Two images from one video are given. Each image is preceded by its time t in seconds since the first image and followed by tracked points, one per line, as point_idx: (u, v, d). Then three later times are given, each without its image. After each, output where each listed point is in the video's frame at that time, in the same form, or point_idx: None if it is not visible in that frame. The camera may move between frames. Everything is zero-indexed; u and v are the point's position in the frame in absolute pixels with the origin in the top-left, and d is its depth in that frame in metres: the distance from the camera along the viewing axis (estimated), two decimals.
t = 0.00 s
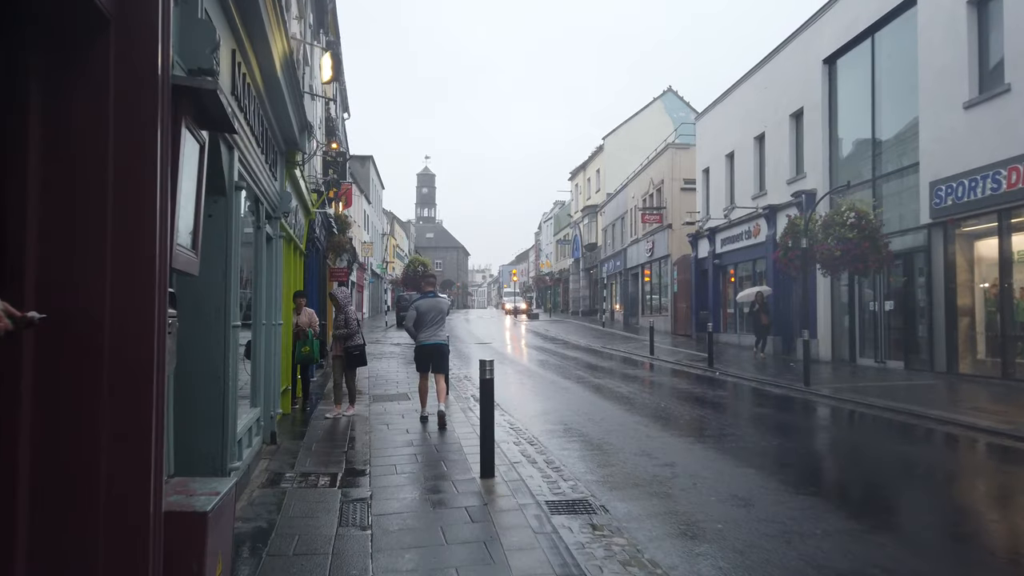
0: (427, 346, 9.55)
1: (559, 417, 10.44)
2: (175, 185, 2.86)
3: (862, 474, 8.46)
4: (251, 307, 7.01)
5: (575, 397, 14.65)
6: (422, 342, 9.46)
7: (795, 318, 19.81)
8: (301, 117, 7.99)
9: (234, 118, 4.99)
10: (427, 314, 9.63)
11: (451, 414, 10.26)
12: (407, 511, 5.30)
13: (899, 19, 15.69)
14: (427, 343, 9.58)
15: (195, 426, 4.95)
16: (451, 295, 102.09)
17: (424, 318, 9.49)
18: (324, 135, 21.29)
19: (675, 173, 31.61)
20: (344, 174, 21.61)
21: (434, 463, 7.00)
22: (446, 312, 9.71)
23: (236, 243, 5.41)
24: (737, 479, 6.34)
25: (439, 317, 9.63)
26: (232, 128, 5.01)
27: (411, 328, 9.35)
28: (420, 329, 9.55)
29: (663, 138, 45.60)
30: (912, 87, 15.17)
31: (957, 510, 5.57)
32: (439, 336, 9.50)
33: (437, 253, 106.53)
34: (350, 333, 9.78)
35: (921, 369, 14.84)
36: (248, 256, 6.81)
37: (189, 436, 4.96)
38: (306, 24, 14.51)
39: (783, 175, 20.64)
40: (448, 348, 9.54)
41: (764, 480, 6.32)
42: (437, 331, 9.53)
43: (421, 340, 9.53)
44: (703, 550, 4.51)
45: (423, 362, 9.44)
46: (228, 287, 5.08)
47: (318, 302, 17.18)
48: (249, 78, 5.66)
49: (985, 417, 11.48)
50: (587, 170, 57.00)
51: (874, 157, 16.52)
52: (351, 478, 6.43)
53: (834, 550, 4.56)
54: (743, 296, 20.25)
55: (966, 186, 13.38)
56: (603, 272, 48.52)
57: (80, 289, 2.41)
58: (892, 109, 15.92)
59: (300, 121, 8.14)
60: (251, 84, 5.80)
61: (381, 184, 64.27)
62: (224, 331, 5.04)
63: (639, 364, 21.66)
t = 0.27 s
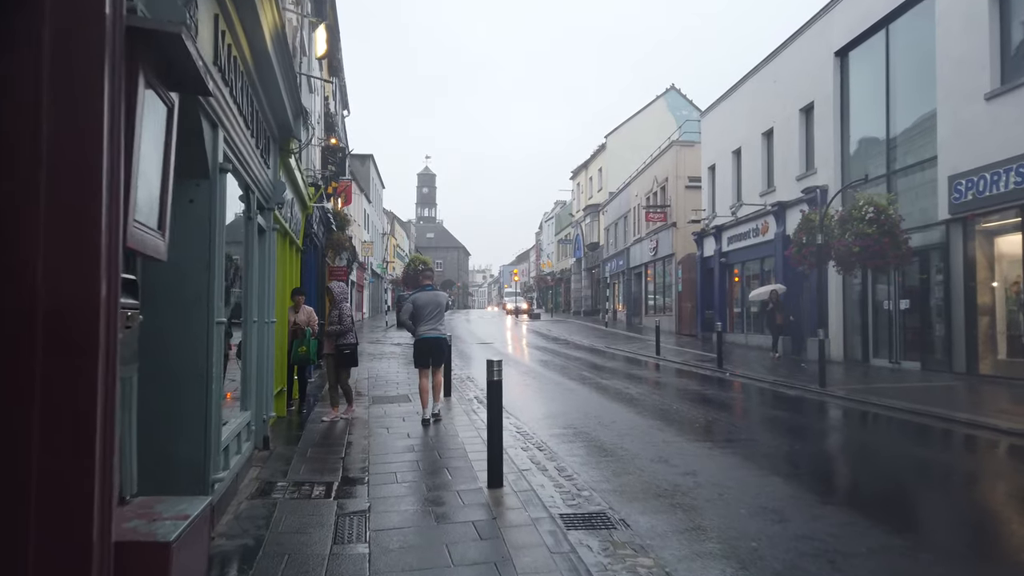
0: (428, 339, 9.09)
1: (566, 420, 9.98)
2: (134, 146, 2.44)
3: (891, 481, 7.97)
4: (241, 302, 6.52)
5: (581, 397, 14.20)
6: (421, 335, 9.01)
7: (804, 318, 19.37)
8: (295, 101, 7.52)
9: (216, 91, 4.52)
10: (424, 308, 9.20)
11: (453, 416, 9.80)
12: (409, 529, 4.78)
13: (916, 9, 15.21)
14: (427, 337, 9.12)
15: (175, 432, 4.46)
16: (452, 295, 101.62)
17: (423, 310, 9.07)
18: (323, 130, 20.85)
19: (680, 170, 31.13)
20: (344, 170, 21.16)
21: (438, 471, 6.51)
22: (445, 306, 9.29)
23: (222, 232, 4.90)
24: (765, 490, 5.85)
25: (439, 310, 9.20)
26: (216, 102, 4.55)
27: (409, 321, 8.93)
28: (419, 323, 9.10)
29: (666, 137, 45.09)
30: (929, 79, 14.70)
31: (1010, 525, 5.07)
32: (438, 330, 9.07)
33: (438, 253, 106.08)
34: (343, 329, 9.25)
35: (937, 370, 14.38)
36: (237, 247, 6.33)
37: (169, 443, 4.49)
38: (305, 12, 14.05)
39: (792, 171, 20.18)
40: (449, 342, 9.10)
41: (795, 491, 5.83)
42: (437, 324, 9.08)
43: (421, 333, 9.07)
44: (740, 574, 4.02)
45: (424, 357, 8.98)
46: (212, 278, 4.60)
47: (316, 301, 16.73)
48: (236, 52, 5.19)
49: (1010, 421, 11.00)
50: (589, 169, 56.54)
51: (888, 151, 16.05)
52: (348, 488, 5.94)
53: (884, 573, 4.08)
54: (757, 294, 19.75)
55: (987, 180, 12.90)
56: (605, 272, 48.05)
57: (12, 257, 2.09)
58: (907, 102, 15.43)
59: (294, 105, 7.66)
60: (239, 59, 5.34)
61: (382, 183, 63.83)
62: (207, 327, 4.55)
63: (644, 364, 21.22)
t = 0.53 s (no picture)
0: (426, 346, 8.62)
1: (573, 427, 9.51)
2: (63, 132, 2.03)
3: (920, 494, 7.50)
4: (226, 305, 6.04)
5: (587, 401, 13.75)
6: (419, 342, 8.54)
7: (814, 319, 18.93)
8: (286, 92, 7.05)
9: (191, 72, 4.05)
10: (424, 313, 8.72)
11: (454, 424, 9.34)
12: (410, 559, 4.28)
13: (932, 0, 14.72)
14: (425, 344, 8.65)
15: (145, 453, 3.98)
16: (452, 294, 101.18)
17: (422, 316, 8.60)
18: (322, 126, 20.38)
19: (684, 168, 30.64)
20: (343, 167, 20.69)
21: (440, 487, 6.02)
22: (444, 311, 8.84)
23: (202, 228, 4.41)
24: (793, 510, 5.39)
25: (439, 316, 8.73)
26: (192, 85, 4.07)
27: (407, 327, 8.46)
28: (418, 329, 8.62)
29: (669, 135, 44.59)
30: (947, 72, 14.21)
31: None
32: (437, 337, 8.61)
33: (438, 253, 105.63)
34: (334, 333, 8.86)
35: (955, 374, 13.91)
36: (222, 247, 5.85)
37: (139, 463, 4.04)
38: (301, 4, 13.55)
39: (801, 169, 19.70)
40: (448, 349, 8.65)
41: (825, 511, 5.37)
42: (436, 330, 8.61)
43: (420, 340, 8.60)
44: None
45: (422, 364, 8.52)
46: (189, 280, 4.11)
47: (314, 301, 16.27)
48: (216, 31, 4.71)
49: None
50: (590, 167, 56.08)
51: (903, 147, 15.57)
52: (341, 508, 5.45)
53: None
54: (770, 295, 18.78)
55: (1010, 176, 12.41)
56: (607, 272, 47.59)
57: None
58: (924, 96, 14.94)
59: (286, 95, 7.16)
60: (221, 40, 4.86)
61: (381, 181, 63.38)
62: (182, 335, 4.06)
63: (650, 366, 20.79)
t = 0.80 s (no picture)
0: (418, 340, 8.19)
1: (577, 428, 9.06)
2: None
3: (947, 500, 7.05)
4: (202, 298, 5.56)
5: (589, 401, 13.30)
6: (410, 335, 8.10)
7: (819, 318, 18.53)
8: (271, 71, 6.57)
9: (151, 27, 3.57)
10: (416, 308, 8.29)
11: (451, 425, 8.87)
12: None
13: None
14: (416, 337, 8.22)
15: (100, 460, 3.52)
16: (449, 294, 100.69)
17: (413, 309, 8.16)
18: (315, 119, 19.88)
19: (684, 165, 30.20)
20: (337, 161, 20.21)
21: (435, 495, 5.55)
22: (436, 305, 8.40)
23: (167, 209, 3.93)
24: (818, 520, 4.97)
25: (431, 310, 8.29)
26: (152, 43, 3.61)
27: (398, 320, 8.02)
28: (409, 322, 8.18)
29: (668, 132, 44.14)
30: (959, 61, 13.77)
31: None
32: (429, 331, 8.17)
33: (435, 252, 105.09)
34: (321, 330, 8.42)
35: (967, 372, 13.49)
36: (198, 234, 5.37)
37: (94, 471, 3.57)
38: None
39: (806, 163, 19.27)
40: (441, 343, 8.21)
41: (853, 520, 4.95)
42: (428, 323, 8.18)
43: (411, 333, 8.16)
44: None
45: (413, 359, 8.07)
46: (151, 263, 3.64)
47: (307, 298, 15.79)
48: None
49: None
50: (588, 165, 55.64)
51: (912, 139, 15.13)
52: (328, 520, 4.97)
53: None
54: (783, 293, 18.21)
55: None
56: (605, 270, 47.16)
57: None
58: (935, 86, 14.51)
59: (271, 74, 6.68)
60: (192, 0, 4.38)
61: (377, 179, 62.83)
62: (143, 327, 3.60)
63: (651, 365, 20.37)
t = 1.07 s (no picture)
0: (411, 345, 7.75)
1: (586, 436, 8.62)
2: None
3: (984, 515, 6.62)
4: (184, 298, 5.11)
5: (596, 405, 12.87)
6: (403, 341, 7.66)
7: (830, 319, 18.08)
8: (262, 56, 6.11)
9: None
10: (409, 313, 7.84)
11: (454, 433, 8.44)
12: None
13: None
14: (409, 344, 7.78)
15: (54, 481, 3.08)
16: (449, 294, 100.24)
17: (405, 314, 7.71)
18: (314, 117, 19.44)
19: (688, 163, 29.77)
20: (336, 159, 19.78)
21: (438, 515, 5.08)
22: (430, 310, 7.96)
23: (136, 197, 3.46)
24: (860, 542, 4.53)
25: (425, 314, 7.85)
26: (117, 9, 3.15)
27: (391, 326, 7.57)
28: (402, 327, 7.75)
29: (671, 131, 43.73)
30: (979, 54, 13.34)
31: None
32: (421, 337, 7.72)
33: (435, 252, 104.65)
34: (320, 334, 7.95)
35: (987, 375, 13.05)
36: (179, 228, 4.92)
37: (49, 496, 3.14)
38: None
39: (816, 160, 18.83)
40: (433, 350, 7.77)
41: (898, 543, 4.52)
42: (420, 329, 7.73)
43: (403, 339, 7.73)
44: None
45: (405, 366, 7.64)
46: (116, 261, 3.20)
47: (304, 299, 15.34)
48: None
49: None
50: (590, 164, 55.23)
51: (929, 135, 14.70)
52: (322, 543, 4.53)
53: None
54: (802, 291, 17.68)
55: None
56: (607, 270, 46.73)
57: None
58: (952, 80, 14.07)
59: (262, 59, 6.21)
60: None
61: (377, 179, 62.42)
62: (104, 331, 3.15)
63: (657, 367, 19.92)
